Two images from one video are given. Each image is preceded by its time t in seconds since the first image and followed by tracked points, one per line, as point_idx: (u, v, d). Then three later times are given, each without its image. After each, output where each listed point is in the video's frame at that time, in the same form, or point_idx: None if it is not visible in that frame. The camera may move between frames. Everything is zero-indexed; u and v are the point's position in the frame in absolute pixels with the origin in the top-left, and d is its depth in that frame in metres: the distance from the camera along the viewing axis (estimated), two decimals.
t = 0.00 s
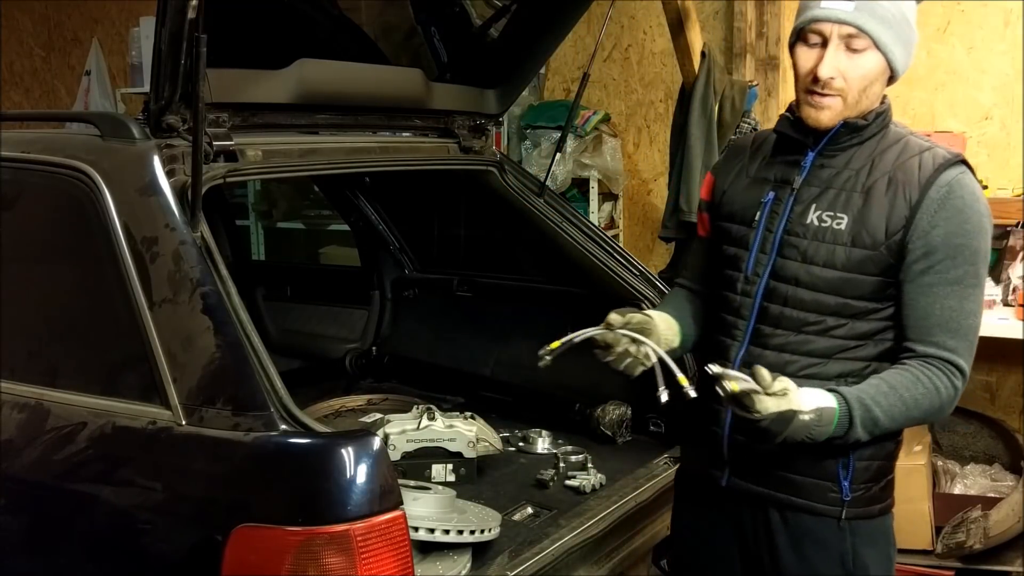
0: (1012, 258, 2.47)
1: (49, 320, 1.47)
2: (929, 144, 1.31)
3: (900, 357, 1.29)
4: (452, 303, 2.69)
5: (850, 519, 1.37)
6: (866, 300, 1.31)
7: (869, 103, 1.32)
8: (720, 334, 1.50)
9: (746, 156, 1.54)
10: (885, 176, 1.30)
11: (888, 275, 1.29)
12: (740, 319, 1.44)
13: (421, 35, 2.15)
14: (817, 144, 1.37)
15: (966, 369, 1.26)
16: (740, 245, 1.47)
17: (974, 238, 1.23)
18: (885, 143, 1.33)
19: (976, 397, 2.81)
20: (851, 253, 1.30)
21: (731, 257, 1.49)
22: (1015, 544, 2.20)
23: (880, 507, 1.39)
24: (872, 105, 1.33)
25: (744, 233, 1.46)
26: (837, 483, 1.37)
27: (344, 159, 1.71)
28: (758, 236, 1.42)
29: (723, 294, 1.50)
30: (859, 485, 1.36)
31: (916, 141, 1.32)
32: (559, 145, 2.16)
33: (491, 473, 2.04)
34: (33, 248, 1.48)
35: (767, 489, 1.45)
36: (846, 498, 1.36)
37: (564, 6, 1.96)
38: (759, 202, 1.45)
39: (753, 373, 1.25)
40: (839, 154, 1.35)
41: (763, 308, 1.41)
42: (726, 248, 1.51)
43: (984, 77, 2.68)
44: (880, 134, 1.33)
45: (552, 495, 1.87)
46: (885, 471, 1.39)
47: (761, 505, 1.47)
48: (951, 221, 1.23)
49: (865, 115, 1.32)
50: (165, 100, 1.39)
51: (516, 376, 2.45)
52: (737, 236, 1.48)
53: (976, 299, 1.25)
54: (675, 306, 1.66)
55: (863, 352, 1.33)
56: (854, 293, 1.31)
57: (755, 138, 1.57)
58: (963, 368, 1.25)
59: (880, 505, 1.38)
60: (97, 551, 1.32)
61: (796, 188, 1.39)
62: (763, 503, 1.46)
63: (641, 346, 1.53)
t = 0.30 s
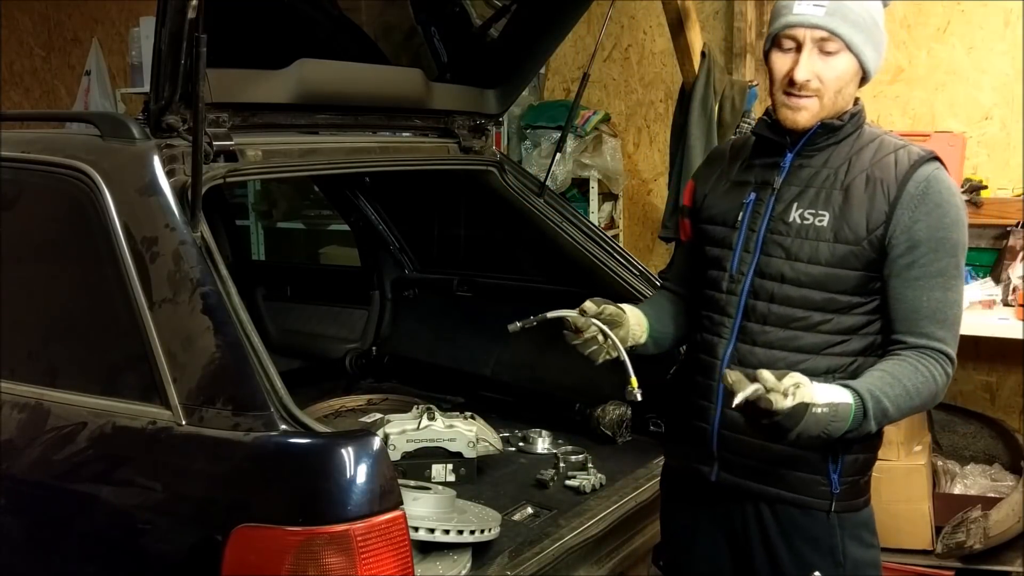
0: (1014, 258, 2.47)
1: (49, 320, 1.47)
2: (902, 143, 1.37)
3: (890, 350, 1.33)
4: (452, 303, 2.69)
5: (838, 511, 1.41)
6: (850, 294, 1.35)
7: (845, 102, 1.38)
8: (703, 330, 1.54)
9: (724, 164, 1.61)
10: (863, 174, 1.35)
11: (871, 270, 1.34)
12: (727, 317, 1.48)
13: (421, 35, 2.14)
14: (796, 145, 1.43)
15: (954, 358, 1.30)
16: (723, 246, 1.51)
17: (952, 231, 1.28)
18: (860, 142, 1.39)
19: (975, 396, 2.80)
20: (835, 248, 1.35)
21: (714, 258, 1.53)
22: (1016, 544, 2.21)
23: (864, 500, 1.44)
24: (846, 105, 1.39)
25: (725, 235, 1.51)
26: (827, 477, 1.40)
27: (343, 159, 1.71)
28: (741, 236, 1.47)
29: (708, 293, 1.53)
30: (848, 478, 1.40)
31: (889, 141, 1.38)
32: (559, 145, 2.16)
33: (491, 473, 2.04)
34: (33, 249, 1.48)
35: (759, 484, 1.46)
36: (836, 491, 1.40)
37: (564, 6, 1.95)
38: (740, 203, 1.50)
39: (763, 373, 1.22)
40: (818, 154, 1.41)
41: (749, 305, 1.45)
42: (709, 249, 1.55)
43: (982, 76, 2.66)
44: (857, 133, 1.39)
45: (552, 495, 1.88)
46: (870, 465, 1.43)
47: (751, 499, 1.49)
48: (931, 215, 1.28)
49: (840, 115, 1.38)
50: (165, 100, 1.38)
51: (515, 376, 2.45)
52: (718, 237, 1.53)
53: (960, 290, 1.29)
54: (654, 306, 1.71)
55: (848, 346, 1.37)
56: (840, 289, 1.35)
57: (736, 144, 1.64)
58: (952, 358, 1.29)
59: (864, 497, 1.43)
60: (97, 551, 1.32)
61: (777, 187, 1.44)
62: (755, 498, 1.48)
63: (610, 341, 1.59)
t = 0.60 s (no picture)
0: (1014, 258, 2.47)
1: (50, 320, 1.47)
2: (891, 138, 1.38)
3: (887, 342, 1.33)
4: (452, 303, 2.69)
5: (838, 507, 1.41)
6: (843, 289, 1.36)
7: (831, 100, 1.38)
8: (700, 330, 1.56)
9: (717, 167, 1.61)
10: (852, 170, 1.36)
11: (865, 264, 1.34)
12: (725, 316, 1.48)
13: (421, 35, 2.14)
14: (786, 143, 1.44)
15: (954, 348, 1.30)
16: (719, 247, 1.52)
17: (944, 222, 1.28)
18: (848, 138, 1.39)
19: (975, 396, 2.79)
20: (826, 244, 1.35)
21: (709, 259, 1.54)
22: (1016, 544, 2.21)
23: (866, 497, 1.43)
24: (833, 103, 1.39)
25: (720, 236, 1.52)
26: (826, 472, 1.40)
27: (343, 159, 1.71)
28: (736, 236, 1.48)
29: (705, 294, 1.54)
30: (847, 474, 1.40)
31: (878, 136, 1.38)
32: (559, 145, 2.16)
33: (491, 473, 2.04)
34: (33, 249, 1.48)
35: (758, 479, 1.47)
36: (835, 487, 1.40)
37: (565, 6, 1.95)
38: (733, 205, 1.50)
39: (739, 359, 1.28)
40: (807, 152, 1.41)
41: (745, 304, 1.45)
42: (704, 250, 1.56)
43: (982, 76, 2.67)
44: (846, 128, 1.39)
45: (552, 495, 1.88)
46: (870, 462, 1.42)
47: (751, 495, 1.49)
48: (921, 207, 1.28)
49: (828, 113, 1.39)
50: (165, 100, 1.39)
51: (516, 376, 2.45)
52: (713, 238, 1.54)
53: (956, 280, 1.29)
54: (651, 306, 1.72)
55: (844, 342, 1.37)
56: (835, 285, 1.36)
57: (728, 147, 1.63)
58: (951, 348, 1.29)
59: (865, 494, 1.43)
60: (97, 551, 1.32)
61: (768, 187, 1.44)
62: (753, 493, 1.49)
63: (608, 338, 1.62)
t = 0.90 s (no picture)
0: (1013, 258, 2.47)
1: (50, 320, 1.47)
2: (893, 134, 1.37)
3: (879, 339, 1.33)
4: (452, 303, 2.69)
5: (839, 507, 1.40)
6: (844, 288, 1.36)
7: (802, 102, 1.39)
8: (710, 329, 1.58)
9: (727, 168, 1.62)
10: (851, 167, 1.36)
11: (864, 262, 1.34)
12: (728, 317, 1.51)
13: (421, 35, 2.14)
14: (788, 142, 1.44)
15: (942, 348, 1.28)
16: (725, 247, 1.54)
17: (937, 218, 1.27)
18: (851, 135, 1.39)
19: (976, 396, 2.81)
20: (823, 243, 1.36)
21: (717, 259, 1.56)
22: (1015, 544, 2.21)
23: (869, 497, 1.42)
24: (813, 101, 1.40)
25: (727, 236, 1.54)
26: (826, 471, 1.40)
27: (343, 159, 1.71)
28: (740, 236, 1.49)
29: (713, 294, 1.56)
30: (847, 473, 1.40)
31: (880, 132, 1.38)
32: (559, 145, 2.16)
33: (491, 473, 2.04)
34: (32, 249, 1.48)
35: (758, 478, 1.48)
36: (835, 486, 1.39)
37: (565, 6, 1.95)
38: (738, 207, 1.52)
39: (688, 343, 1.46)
40: (808, 152, 1.42)
41: (749, 303, 1.47)
42: (713, 250, 1.57)
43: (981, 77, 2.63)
44: (848, 126, 1.39)
45: (552, 495, 1.88)
46: (874, 463, 1.42)
47: (753, 493, 1.50)
48: (914, 203, 1.27)
49: (825, 113, 1.39)
50: (165, 100, 1.38)
51: (516, 376, 2.45)
52: (720, 239, 1.56)
53: (948, 279, 1.28)
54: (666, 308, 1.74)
55: (848, 341, 1.37)
56: (833, 284, 1.36)
57: (738, 148, 1.64)
58: (942, 348, 1.28)
59: (868, 495, 1.41)
60: (97, 551, 1.32)
61: (771, 187, 1.45)
62: (755, 492, 1.49)
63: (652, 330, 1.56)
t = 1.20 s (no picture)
0: (1013, 258, 2.48)
1: (51, 320, 1.47)
2: (892, 132, 1.36)
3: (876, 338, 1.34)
4: (452, 303, 2.69)
5: (838, 506, 1.40)
6: (842, 287, 1.36)
7: (798, 103, 1.39)
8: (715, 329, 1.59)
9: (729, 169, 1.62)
10: (849, 167, 1.35)
11: (862, 261, 1.34)
12: (731, 316, 1.52)
13: (421, 35, 2.14)
14: (789, 142, 1.44)
15: (936, 347, 1.27)
16: (729, 247, 1.54)
17: (932, 216, 1.26)
18: (852, 134, 1.39)
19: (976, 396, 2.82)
20: (820, 243, 1.36)
21: (721, 259, 1.56)
22: (1016, 543, 2.20)
23: (869, 496, 1.42)
24: (813, 99, 1.40)
25: (730, 236, 1.54)
26: (825, 470, 1.40)
27: (343, 159, 1.71)
28: (742, 237, 1.50)
29: (716, 294, 1.57)
30: (846, 472, 1.40)
31: (880, 131, 1.37)
32: (559, 145, 2.16)
33: (491, 472, 2.04)
34: (32, 249, 1.48)
35: (758, 475, 1.48)
36: (834, 485, 1.39)
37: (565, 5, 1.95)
38: (741, 207, 1.53)
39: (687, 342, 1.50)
40: (809, 152, 1.42)
41: (750, 303, 1.48)
42: (719, 250, 1.58)
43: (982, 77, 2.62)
44: (850, 125, 1.39)
45: (552, 495, 1.88)
46: (875, 462, 1.42)
47: (754, 492, 1.50)
48: (907, 201, 1.27)
49: (825, 113, 1.39)
50: (165, 100, 1.39)
51: (516, 376, 2.45)
52: (725, 239, 1.56)
53: (943, 277, 1.27)
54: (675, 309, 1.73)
55: (849, 340, 1.37)
56: (831, 283, 1.36)
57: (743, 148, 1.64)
58: (935, 347, 1.27)
59: (868, 495, 1.41)
60: (97, 551, 1.32)
61: (772, 188, 1.46)
62: (754, 491, 1.50)
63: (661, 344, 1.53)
